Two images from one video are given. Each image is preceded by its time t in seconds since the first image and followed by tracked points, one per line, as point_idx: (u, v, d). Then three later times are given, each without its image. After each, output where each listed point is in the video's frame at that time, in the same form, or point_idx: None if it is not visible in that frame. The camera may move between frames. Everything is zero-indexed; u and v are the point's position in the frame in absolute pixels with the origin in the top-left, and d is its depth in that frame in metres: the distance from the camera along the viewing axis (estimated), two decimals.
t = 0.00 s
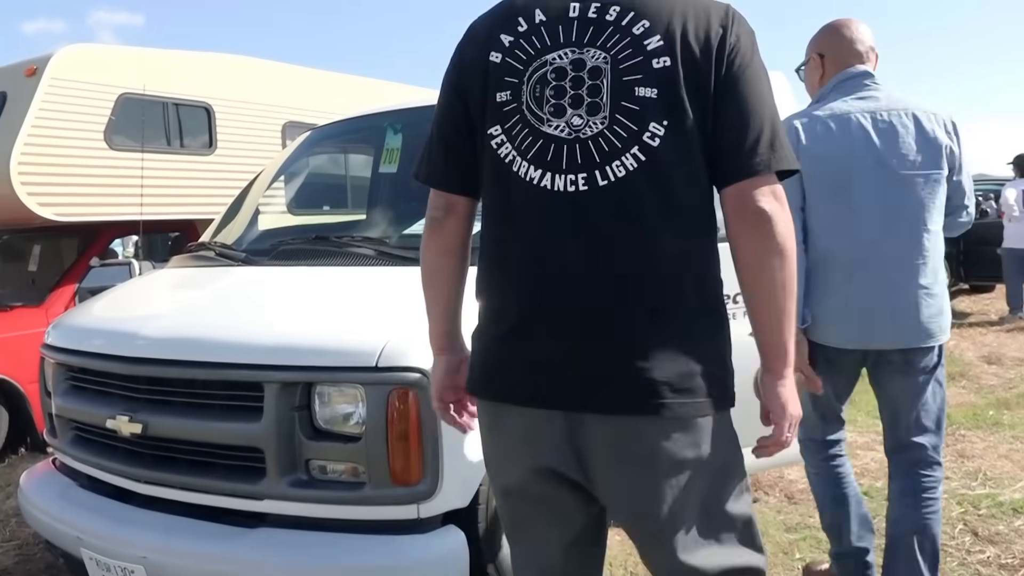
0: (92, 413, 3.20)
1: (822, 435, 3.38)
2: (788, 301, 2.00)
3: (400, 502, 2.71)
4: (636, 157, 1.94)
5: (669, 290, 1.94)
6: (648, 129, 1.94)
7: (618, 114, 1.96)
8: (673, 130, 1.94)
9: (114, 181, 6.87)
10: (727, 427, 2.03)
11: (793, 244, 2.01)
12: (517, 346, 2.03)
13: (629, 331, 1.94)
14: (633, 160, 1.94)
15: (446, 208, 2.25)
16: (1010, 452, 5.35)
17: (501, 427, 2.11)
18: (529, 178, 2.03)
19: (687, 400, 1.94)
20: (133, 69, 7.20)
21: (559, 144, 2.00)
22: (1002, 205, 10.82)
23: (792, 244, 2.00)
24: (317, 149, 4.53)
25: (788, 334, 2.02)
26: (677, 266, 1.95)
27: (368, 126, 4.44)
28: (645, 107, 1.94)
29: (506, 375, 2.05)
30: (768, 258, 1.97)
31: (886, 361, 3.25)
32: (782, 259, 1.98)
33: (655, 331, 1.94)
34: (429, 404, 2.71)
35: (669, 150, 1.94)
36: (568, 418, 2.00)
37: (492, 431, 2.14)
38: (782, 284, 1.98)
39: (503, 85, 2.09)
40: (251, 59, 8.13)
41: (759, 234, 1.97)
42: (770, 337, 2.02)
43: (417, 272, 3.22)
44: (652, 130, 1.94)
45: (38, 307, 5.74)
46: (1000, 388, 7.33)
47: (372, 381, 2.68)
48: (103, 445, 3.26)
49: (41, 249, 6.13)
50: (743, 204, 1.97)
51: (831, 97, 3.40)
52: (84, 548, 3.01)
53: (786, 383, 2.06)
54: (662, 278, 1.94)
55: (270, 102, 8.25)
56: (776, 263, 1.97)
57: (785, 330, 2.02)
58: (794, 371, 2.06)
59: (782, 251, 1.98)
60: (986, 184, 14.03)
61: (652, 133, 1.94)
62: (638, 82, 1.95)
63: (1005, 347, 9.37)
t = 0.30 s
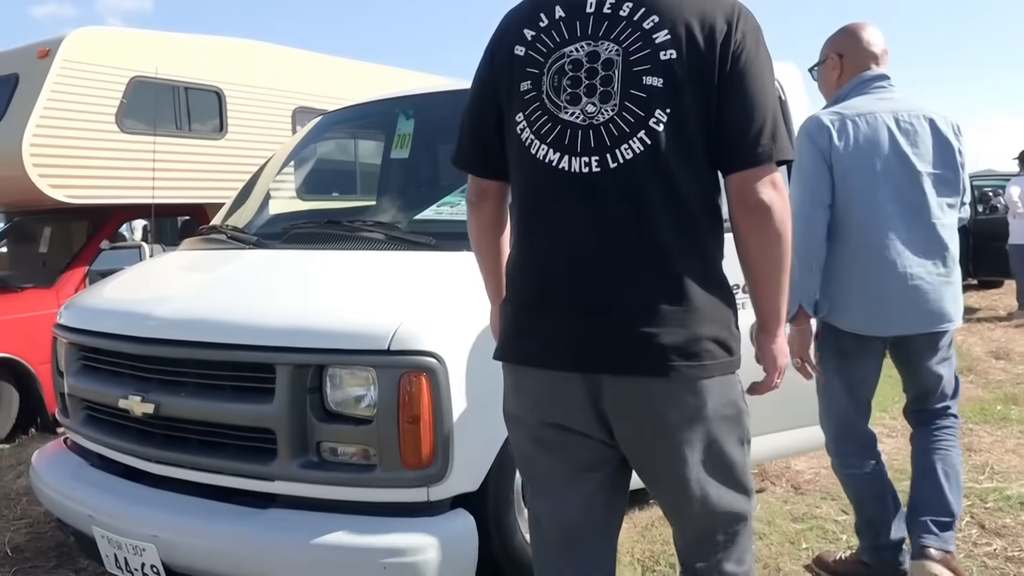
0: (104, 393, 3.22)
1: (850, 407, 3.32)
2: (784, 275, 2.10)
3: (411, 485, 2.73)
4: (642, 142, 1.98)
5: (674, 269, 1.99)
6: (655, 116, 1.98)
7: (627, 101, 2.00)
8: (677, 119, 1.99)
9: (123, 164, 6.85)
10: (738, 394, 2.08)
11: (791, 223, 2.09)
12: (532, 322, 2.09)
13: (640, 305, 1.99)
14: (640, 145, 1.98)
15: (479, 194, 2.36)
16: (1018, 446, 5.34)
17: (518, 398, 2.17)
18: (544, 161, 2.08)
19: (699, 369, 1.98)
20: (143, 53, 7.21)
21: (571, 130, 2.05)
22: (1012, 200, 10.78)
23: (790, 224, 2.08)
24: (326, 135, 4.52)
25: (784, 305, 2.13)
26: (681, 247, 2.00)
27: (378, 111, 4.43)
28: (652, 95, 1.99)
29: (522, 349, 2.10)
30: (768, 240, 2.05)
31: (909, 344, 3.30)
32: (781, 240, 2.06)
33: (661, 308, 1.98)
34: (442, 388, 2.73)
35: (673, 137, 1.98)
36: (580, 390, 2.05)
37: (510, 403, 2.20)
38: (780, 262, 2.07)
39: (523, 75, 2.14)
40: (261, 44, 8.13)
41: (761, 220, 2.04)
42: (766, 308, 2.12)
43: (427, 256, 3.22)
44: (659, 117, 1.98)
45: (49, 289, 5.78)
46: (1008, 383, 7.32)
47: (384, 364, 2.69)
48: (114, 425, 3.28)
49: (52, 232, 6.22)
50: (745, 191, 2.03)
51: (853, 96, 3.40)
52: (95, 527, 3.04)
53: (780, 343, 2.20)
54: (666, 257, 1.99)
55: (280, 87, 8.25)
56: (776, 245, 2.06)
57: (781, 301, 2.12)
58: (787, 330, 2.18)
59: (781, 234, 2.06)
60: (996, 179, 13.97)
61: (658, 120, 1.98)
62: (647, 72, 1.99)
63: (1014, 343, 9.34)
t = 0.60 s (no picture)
0: (116, 375, 3.24)
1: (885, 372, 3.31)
2: (828, 283, 2.09)
3: (421, 471, 2.74)
4: (690, 145, 2.07)
5: (717, 265, 2.09)
6: (704, 122, 2.06)
7: (680, 105, 2.08)
8: (724, 125, 2.05)
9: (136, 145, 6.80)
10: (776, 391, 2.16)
11: (835, 228, 2.09)
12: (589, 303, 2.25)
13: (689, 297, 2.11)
14: (689, 148, 2.07)
15: (554, 176, 2.46)
16: None
17: (572, 371, 2.33)
18: (604, 157, 2.22)
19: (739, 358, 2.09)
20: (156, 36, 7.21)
21: (629, 130, 2.16)
22: None
23: (834, 229, 2.08)
24: (338, 121, 4.50)
25: (829, 312, 2.12)
26: (727, 245, 2.09)
27: (390, 98, 4.41)
28: (701, 101, 2.06)
29: (580, 327, 2.27)
30: (810, 242, 2.06)
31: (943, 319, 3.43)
32: (823, 245, 2.07)
33: (704, 301, 2.10)
34: (453, 375, 2.74)
35: (719, 143, 2.05)
36: (629, 371, 2.19)
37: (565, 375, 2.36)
38: (822, 268, 2.08)
39: (592, 75, 2.26)
40: (274, 29, 8.12)
41: (803, 222, 2.05)
42: (808, 315, 2.12)
43: (439, 243, 3.22)
44: (707, 122, 2.05)
45: (61, 272, 5.81)
46: (1018, 379, 7.29)
47: (396, 351, 2.70)
48: (126, 407, 3.29)
49: (63, 215, 6.22)
50: (788, 194, 2.04)
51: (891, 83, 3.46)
52: (106, 507, 3.06)
53: (829, 358, 2.15)
54: (711, 254, 2.09)
55: (292, 73, 8.23)
56: (817, 249, 2.07)
57: (824, 308, 2.11)
58: (835, 342, 2.15)
59: (823, 238, 2.06)
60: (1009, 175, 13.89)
61: (705, 126, 2.05)
62: (699, 80, 2.07)
63: None
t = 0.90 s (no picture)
0: (123, 359, 3.24)
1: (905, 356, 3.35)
2: (918, 270, 2.15)
3: (426, 459, 2.74)
4: (782, 135, 2.20)
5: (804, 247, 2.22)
6: (797, 114, 2.18)
7: (775, 96, 2.21)
8: (816, 115, 2.17)
9: (145, 129, 6.78)
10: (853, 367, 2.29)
11: (925, 216, 2.15)
12: (679, 281, 2.41)
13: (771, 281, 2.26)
14: (781, 138, 2.21)
15: (647, 158, 2.57)
16: None
17: (666, 341, 2.49)
18: (698, 143, 2.36)
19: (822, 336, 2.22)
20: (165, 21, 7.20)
21: (723, 119, 2.30)
22: None
23: (924, 217, 2.15)
24: (345, 108, 4.49)
25: (918, 298, 2.18)
26: (815, 229, 2.22)
27: (398, 85, 4.40)
28: (795, 94, 2.18)
29: (669, 302, 2.44)
30: (900, 230, 2.13)
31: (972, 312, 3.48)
32: (912, 232, 2.13)
33: (793, 282, 2.23)
34: (459, 364, 2.74)
35: (811, 132, 2.18)
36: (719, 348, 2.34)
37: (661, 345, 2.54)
38: (912, 254, 2.14)
39: (692, 68, 2.38)
40: (282, 15, 8.11)
41: (893, 210, 2.12)
42: (896, 301, 2.18)
43: (447, 231, 3.21)
44: (800, 114, 2.18)
45: (68, 256, 5.83)
46: None
47: (402, 338, 2.70)
48: (132, 391, 3.30)
49: (70, 199, 6.23)
50: (880, 181, 2.12)
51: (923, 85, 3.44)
52: (112, 490, 3.08)
53: (916, 349, 2.22)
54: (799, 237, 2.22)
55: (299, 59, 8.21)
56: (907, 236, 2.13)
57: (914, 295, 2.17)
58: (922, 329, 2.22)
59: (914, 225, 2.13)
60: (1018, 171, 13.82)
61: (799, 117, 2.18)
62: (794, 73, 2.19)
63: None
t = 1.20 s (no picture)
0: (128, 337, 3.25)
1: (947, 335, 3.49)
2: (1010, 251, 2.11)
3: (430, 439, 2.76)
4: (829, 120, 2.22)
5: (854, 233, 2.23)
6: (844, 100, 2.20)
7: (827, 84, 2.24)
8: (866, 102, 2.16)
9: (150, 109, 6.77)
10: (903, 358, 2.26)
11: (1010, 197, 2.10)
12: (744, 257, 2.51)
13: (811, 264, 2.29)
14: (827, 124, 2.23)
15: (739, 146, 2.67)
16: None
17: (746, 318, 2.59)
18: (763, 128, 2.44)
19: (869, 322, 2.22)
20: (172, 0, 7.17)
21: (783, 107, 2.36)
22: None
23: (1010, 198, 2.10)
24: (351, 90, 4.48)
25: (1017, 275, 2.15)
26: (867, 216, 2.22)
27: (405, 67, 4.38)
28: (844, 81, 2.20)
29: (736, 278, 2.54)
30: (986, 219, 2.09)
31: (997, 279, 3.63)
32: (999, 218, 2.09)
33: (842, 266, 2.24)
34: (464, 345, 2.75)
35: (861, 118, 2.17)
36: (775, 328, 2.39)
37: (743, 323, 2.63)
38: (1002, 238, 2.10)
39: (765, 60, 2.46)
40: None
41: (975, 201, 2.09)
42: (996, 283, 2.16)
43: (453, 213, 3.21)
44: (847, 101, 2.19)
45: (72, 235, 5.84)
46: None
47: (407, 319, 2.71)
48: (137, 369, 3.31)
49: (75, 177, 6.27)
50: (959, 173, 2.08)
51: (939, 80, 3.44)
52: (117, 466, 3.09)
53: None
54: (850, 222, 2.23)
55: (305, 41, 8.18)
56: (995, 222, 2.09)
57: (1012, 273, 2.14)
58: None
59: (999, 211, 2.09)
60: None
61: (846, 104, 2.19)
62: (845, 62, 2.20)
63: None
